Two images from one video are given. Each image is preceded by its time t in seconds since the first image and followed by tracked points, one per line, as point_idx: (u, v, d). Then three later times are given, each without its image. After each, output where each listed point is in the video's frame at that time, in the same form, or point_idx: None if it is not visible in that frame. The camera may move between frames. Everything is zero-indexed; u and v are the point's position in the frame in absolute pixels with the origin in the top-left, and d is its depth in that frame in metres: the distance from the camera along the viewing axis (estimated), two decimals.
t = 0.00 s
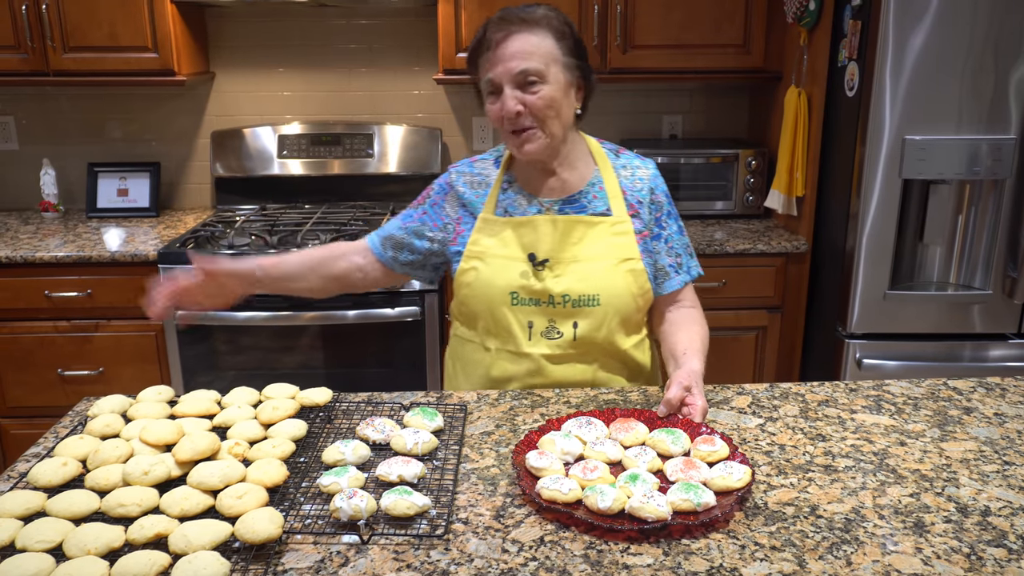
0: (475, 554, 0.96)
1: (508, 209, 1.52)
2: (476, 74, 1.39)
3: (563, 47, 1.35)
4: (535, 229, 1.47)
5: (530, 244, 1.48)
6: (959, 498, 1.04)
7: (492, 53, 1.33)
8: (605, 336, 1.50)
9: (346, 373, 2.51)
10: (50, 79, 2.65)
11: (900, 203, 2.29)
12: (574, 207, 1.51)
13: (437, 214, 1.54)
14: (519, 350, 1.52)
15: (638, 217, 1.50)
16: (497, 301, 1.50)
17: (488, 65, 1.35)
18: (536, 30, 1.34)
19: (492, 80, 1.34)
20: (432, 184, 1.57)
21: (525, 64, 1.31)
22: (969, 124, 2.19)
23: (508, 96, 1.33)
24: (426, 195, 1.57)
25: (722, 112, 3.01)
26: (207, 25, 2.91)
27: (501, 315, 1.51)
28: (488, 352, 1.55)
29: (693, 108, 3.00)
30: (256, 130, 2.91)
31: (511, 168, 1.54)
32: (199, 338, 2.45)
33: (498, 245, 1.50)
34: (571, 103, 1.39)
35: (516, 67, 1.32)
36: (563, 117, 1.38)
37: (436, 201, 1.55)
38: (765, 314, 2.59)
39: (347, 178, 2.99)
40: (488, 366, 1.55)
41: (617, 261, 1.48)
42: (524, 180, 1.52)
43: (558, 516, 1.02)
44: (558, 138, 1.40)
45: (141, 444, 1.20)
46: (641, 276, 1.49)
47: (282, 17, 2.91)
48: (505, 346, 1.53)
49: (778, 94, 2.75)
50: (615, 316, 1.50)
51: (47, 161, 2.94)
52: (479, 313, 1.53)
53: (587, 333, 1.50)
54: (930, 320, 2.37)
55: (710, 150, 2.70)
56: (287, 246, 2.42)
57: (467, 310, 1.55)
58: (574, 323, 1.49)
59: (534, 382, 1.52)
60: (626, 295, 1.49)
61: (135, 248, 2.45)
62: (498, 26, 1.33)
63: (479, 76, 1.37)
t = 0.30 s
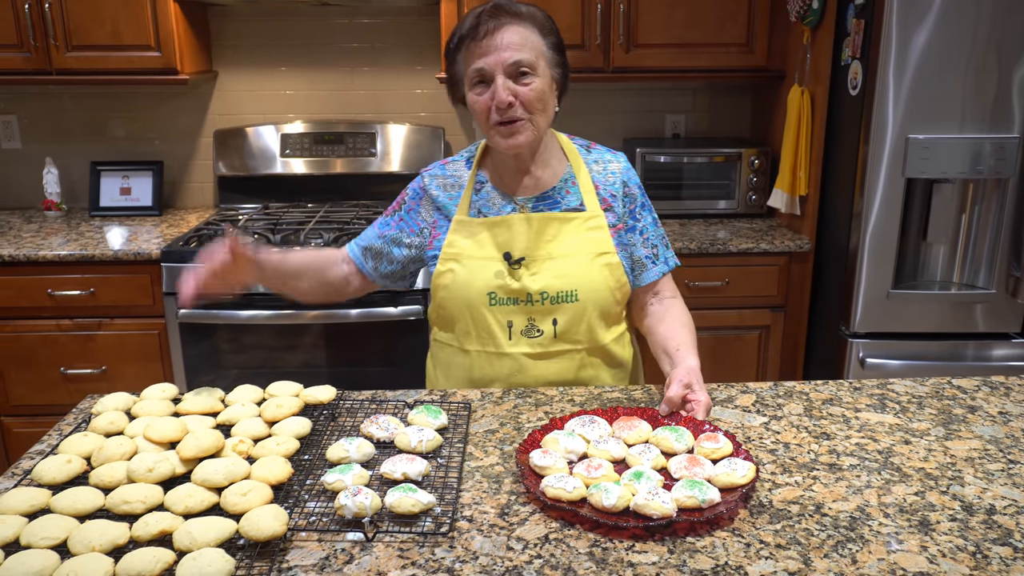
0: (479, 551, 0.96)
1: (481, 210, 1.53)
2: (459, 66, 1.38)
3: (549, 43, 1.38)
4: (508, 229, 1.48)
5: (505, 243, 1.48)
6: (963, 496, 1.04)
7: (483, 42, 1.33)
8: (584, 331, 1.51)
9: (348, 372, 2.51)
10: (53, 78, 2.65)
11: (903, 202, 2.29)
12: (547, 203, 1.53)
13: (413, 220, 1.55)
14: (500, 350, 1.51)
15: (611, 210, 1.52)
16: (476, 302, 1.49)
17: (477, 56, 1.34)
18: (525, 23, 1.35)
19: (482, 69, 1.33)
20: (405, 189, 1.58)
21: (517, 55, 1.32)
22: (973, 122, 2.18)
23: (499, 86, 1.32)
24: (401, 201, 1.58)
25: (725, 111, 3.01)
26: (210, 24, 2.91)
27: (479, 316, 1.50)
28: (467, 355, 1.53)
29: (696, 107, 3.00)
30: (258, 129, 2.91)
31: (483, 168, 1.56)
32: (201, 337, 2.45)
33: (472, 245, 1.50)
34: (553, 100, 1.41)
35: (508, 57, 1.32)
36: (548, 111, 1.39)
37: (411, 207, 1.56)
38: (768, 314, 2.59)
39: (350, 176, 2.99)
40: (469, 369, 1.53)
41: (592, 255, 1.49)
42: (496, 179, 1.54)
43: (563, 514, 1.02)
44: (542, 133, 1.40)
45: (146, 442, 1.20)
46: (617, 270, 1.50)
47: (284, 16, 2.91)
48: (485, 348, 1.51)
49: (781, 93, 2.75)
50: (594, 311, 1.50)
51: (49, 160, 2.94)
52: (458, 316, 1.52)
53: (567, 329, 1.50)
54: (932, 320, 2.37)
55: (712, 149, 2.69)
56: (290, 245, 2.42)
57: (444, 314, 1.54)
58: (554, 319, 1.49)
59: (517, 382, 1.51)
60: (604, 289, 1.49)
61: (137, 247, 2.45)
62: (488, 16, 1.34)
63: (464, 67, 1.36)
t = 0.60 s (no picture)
0: (489, 550, 0.96)
1: (483, 213, 1.54)
2: (468, 63, 1.36)
3: (559, 46, 1.38)
4: (514, 231, 1.48)
5: (511, 246, 1.49)
6: (972, 497, 1.04)
7: (497, 41, 1.32)
8: (593, 329, 1.52)
9: (355, 371, 2.52)
10: (62, 77, 2.66)
11: (911, 202, 2.28)
12: (550, 203, 1.53)
13: (416, 237, 1.56)
14: (511, 352, 1.51)
15: (611, 208, 1.53)
16: (484, 306, 1.49)
17: (490, 55, 1.33)
18: (537, 25, 1.35)
19: (496, 70, 1.32)
20: (404, 202, 1.58)
21: (532, 58, 1.32)
22: (980, 122, 2.18)
23: (514, 88, 1.32)
24: (402, 215, 1.58)
25: (732, 111, 3.01)
26: (218, 24, 2.92)
27: (488, 319, 1.50)
28: (476, 359, 1.53)
29: (703, 107, 3.00)
30: (266, 129, 2.92)
31: (482, 171, 1.56)
32: (209, 336, 2.46)
33: (477, 249, 1.49)
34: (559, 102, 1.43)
35: (523, 59, 1.32)
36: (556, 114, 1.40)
37: (412, 219, 1.56)
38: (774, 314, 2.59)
39: (357, 176, 3.00)
40: (479, 373, 1.54)
41: (598, 254, 1.50)
42: (498, 182, 1.54)
43: (572, 513, 1.03)
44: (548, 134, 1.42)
45: (157, 440, 1.21)
46: (622, 267, 1.51)
47: (292, 16, 2.92)
48: (495, 351, 1.52)
49: (789, 93, 2.75)
50: (602, 309, 1.51)
51: (58, 159, 2.95)
52: (466, 320, 1.52)
53: (576, 328, 1.51)
54: (939, 320, 2.37)
55: (720, 150, 2.70)
56: (297, 244, 2.43)
57: (451, 319, 1.53)
58: (563, 320, 1.50)
59: (529, 383, 1.52)
60: (611, 288, 1.51)
61: (145, 245, 2.46)
62: (503, 15, 1.32)
63: (474, 63, 1.35)
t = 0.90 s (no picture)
0: (495, 548, 0.96)
1: (504, 210, 1.52)
2: (507, 81, 1.32)
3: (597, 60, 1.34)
4: (534, 229, 1.49)
5: (531, 244, 1.49)
6: (979, 497, 1.03)
7: (540, 66, 1.28)
8: (609, 328, 1.53)
9: (361, 370, 2.52)
10: (70, 78, 2.67)
11: (918, 201, 2.27)
12: (570, 203, 1.52)
13: (433, 224, 1.55)
14: (527, 349, 1.53)
15: (632, 209, 1.53)
16: (502, 302, 1.51)
17: (533, 79, 1.29)
18: (579, 43, 1.31)
19: (539, 96, 1.30)
20: (423, 189, 1.56)
21: (575, 82, 1.29)
22: (988, 122, 2.17)
23: (556, 113, 1.31)
24: (420, 201, 1.56)
25: (739, 110, 3.00)
26: (226, 24, 2.93)
27: (506, 315, 1.51)
28: (493, 355, 1.55)
29: (710, 107, 3.00)
30: (273, 129, 2.93)
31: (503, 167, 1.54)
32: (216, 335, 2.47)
33: (497, 247, 1.50)
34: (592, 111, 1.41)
35: (565, 84, 1.29)
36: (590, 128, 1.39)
37: (430, 207, 1.55)
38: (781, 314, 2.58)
39: (364, 176, 3.01)
40: (495, 368, 1.55)
41: (617, 254, 1.50)
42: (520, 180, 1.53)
43: (578, 511, 1.03)
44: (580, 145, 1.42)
45: (164, 438, 1.22)
46: (641, 268, 1.51)
47: (299, 16, 2.93)
48: (512, 347, 1.53)
49: (796, 93, 2.75)
50: (620, 309, 1.52)
51: (66, 159, 2.97)
52: (483, 315, 1.53)
53: (593, 327, 1.52)
54: (947, 320, 2.36)
55: (727, 149, 2.69)
56: (304, 244, 2.44)
57: (469, 314, 1.55)
58: (580, 318, 1.51)
59: (543, 380, 1.53)
60: (629, 288, 1.51)
61: (153, 245, 2.47)
62: (547, 38, 1.27)
63: (513, 83, 1.31)
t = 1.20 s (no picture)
0: (495, 545, 0.97)
1: (531, 204, 1.53)
2: (541, 81, 1.33)
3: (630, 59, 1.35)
4: (559, 224, 1.49)
5: (554, 237, 1.50)
6: (981, 495, 1.03)
7: (575, 65, 1.29)
8: (628, 327, 1.52)
9: (366, 368, 2.53)
10: (76, 76, 2.69)
11: (922, 200, 2.27)
12: (597, 200, 1.52)
13: (459, 207, 1.54)
14: (544, 343, 1.53)
15: (659, 209, 1.53)
16: (522, 295, 1.51)
17: (568, 78, 1.30)
18: (613, 42, 1.31)
19: (574, 94, 1.30)
20: (454, 173, 1.56)
21: (609, 81, 1.30)
22: (994, 120, 2.16)
23: (591, 112, 1.32)
24: (449, 184, 1.56)
25: (743, 109, 3.00)
26: (231, 23, 2.94)
27: (525, 308, 1.52)
28: (510, 347, 1.56)
29: (714, 106, 2.99)
30: (278, 127, 2.94)
31: (534, 161, 1.55)
32: (220, 333, 2.48)
33: (521, 239, 1.51)
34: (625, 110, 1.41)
35: (599, 83, 1.30)
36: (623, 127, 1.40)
37: (458, 191, 1.54)
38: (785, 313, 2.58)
39: (368, 175, 3.01)
40: (512, 361, 1.56)
41: (640, 253, 1.50)
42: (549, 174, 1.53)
43: (578, 509, 1.03)
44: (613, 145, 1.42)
45: (167, 434, 1.22)
46: (664, 269, 1.51)
47: (304, 15, 2.94)
48: (529, 341, 1.54)
49: (800, 92, 2.74)
50: (638, 308, 1.52)
51: (72, 157, 2.98)
52: (503, 307, 1.54)
53: (611, 324, 1.52)
54: (952, 319, 2.35)
55: (731, 148, 2.69)
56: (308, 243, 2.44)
57: (489, 305, 1.56)
58: (598, 315, 1.51)
59: (557, 375, 1.54)
60: (649, 287, 1.51)
61: (159, 243, 2.48)
62: (582, 37, 1.28)
63: (547, 83, 1.32)
